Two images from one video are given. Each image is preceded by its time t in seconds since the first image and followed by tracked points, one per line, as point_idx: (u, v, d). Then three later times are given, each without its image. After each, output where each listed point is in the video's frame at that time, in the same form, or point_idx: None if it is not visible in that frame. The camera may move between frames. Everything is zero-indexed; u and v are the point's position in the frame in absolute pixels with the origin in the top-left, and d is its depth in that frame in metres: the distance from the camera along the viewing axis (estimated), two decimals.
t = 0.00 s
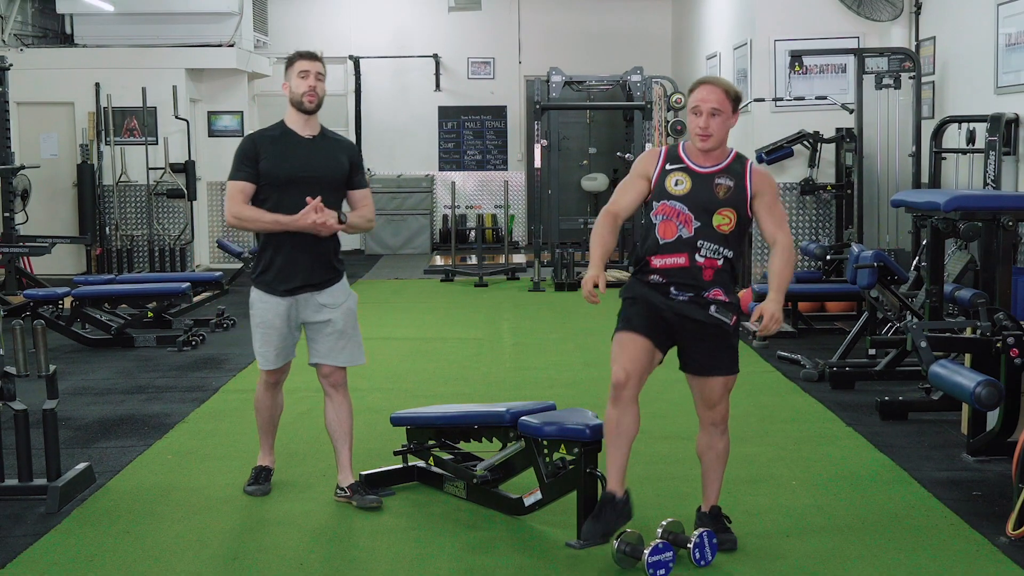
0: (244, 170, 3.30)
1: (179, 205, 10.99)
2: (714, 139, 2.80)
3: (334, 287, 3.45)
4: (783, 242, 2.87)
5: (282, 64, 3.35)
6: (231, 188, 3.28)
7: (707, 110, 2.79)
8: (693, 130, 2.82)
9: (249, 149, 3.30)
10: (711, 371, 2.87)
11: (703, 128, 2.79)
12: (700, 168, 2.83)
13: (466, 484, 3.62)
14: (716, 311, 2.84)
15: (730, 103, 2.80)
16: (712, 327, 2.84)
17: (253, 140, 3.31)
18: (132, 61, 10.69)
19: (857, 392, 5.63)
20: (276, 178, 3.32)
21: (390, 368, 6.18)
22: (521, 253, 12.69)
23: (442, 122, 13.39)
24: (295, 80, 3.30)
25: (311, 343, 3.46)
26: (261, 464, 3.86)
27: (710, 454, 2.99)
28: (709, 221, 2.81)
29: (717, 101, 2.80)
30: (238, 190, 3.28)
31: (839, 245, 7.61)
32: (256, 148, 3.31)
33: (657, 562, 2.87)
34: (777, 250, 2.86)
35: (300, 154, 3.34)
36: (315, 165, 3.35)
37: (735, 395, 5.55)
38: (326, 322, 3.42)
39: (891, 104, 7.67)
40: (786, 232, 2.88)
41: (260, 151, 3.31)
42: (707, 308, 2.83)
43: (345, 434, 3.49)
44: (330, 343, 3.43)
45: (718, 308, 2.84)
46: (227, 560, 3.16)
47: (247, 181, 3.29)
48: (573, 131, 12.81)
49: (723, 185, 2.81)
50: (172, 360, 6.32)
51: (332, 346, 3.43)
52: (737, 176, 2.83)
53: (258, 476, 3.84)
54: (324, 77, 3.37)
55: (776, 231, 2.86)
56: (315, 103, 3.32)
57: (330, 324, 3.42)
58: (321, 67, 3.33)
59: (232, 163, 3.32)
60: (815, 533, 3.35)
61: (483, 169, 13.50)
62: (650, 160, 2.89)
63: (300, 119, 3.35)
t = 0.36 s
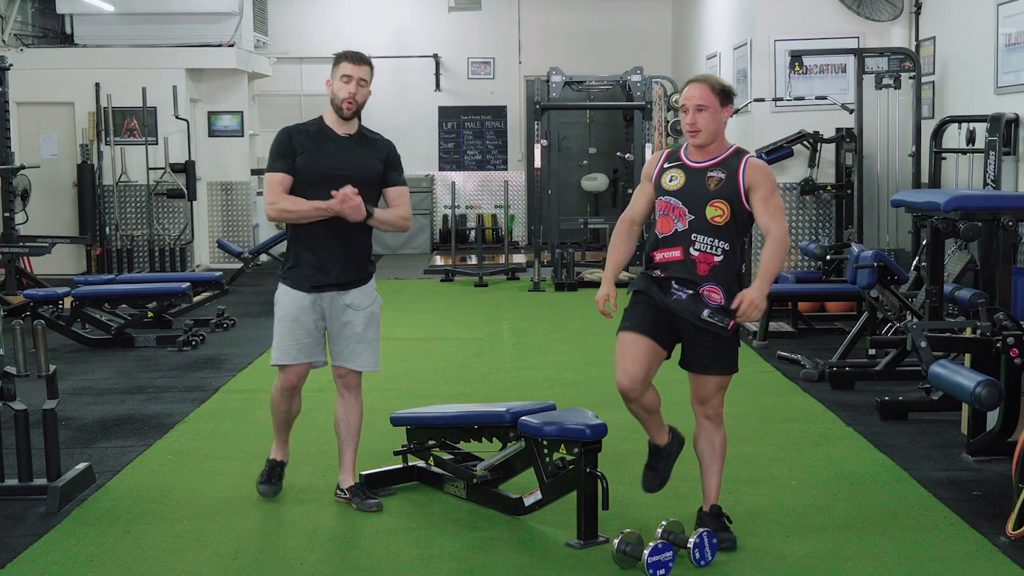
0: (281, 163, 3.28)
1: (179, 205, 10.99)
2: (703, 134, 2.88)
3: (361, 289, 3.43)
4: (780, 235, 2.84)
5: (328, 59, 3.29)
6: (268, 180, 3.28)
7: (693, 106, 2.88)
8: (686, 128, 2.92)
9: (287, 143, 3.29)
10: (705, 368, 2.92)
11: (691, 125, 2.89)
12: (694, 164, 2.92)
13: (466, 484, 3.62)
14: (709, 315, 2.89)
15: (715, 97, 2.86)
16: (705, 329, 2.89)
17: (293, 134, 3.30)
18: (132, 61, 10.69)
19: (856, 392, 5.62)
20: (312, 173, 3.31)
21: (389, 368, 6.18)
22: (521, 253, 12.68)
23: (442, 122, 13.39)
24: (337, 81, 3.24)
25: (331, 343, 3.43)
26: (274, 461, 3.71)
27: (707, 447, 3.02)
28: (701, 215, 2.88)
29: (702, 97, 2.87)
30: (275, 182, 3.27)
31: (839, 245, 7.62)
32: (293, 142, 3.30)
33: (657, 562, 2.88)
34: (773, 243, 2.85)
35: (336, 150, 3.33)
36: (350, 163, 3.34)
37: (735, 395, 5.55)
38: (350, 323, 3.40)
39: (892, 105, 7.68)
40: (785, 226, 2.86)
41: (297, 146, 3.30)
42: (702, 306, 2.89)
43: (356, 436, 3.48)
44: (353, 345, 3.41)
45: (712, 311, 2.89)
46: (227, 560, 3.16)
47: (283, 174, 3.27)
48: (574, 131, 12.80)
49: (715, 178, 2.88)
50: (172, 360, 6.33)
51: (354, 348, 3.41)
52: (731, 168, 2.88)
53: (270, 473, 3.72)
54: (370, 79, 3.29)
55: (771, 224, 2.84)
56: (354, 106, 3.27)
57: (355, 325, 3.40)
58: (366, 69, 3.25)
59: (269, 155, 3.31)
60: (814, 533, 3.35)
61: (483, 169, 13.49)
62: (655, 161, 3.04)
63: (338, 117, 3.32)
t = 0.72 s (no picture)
0: (300, 164, 3.25)
1: (180, 205, 10.99)
2: (659, 147, 3.05)
3: (373, 291, 3.43)
4: (744, 231, 3.02)
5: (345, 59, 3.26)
6: (283, 181, 3.24)
7: (646, 122, 3.03)
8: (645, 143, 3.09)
9: (305, 142, 3.25)
10: (686, 365, 3.11)
11: (648, 140, 3.06)
12: (657, 171, 3.12)
13: (466, 484, 3.62)
14: (679, 318, 3.09)
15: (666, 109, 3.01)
16: (680, 332, 3.11)
17: (310, 133, 3.27)
18: (132, 61, 10.69)
19: (856, 392, 5.62)
20: (329, 173, 3.29)
21: (389, 368, 6.19)
22: (521, 253, 12.69)
23: (442, 122, 13.40)
24: (356, 82, 3.23)
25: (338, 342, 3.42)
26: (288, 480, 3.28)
27: (700, 444, 3.12)
28: (665, 220, 3.09)
29: (655, 112, 3.02)
30: (291, 183, 3.24)
31: (839, 245, 7.63)
32: (311, 142, 3.26)
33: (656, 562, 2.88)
34: (737, 240, 3.03)
35: (352, 151, 3.31)
36: (365, 163, 3.33)
37: (734, 395, 5.54)
38: (360, 324, 3.40)
39: (892, 105, 7.68)
40: (749, 222, 3.03)
41: (315, 146, 3.27)
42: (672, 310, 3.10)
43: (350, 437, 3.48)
44: (362, 347, 3.41)
45: (682, 314, 3.09)
46: (227, 561, 3.16)
47: (301, 175, 3.24)
48: (574, 131, 12.80)
49: (675, 182, 3.07)
50: (172, 360, 6.33)
51: (362, 350, 3.41)
52: (690, 172, 3.06)
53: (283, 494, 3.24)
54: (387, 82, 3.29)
55: (735, 222, 3.02)
56: (372, 109, 3.26)
57: (364, 327, 3.40)
58: (386, 72, 3.24)
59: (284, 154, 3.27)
60: (815, 533, 3.36)
61: (483, 169, 13.50)
62: (623, 170, 3.25)
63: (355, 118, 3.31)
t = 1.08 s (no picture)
0: (302, 169, 3.22)
1: (180, 205, 10.99)
2: (632, 150, 3.22)
3: (380, 292, 3.42)
4: (724, 218, 3.25)
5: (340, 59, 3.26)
6: (285, 187, 3.21)
7: (617, 130, 3.17)
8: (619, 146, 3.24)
9: (305, 146, 3.23)
10: (679, 353, 3.28)
11: (621, 145, 3.21)
12: (634, 170, 3.27)
13: (466, 484, 3.61)
14: (671, 310, 3.25)
15: (635, 117, 3.15)
16: (673, 323, 3.27)
17: (310, 137, 3.24)
18: (132, 61, 10.69)
19: (855, 392, 5.62)
20: (331, 176, 3.26)
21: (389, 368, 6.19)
22: (521, 253, 12.69)
23: (442, 122, 13.40)
24: (354, 83, 3.22)
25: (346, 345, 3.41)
26: (322, 490, 3.44)
27: (693, 427, 3.36)
28: (649, 215, 3.24)
29: (625, 120, 3.16)
30: (293, 190, 3.22)
31: (839, 245, 7.63)
32: (312, 146, 3.24)
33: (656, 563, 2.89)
34: (718, 228, 3.25)
35: (353, 153, 3.29)
36: (367, 164, 3.31)
37: (734, 394, 5.55)
38: (368, 327, 3.39)
39: (891, 105, 7.68)
40: (726, 209, 3.25)
41: (317, 149, 3.25)
42: (662, 304, 3.25)
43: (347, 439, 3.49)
44: (370, 350, 3.42)
45: (672, 306, 3.25)
46: (226, 561, 3.16)
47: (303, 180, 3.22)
48: (574, 131, 12.80)
49: (654, 178, 3.24)
50: (172, 359, 6.33)
51: (368, 354, 3.41)
52: (667, 167, 3.24)
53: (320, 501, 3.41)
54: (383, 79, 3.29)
55: (715, 210, 3.24)
56: (372, 107, 3.25)
57: (371, 329, 3.40)
58: (381, 69, 3.24)
59: (283, 160, 3.24)
60: (814, 532, 3.36)
61: (483, 169, 13.51)
62: (597, 171, 3.37)
63: (354, 119, 3.29)
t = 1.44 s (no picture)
0: (290, 174, 3.21)
1: (179, 205, 10.99)
2: (645, 152, 3.25)
3: (379, 294, 3.41)
4: (733, 222, 3.25)
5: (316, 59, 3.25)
6: (273, 196, 3.20)
7: (631, 132, 3.20)
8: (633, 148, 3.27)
9: (292, 150, 3.21)
10: (689, 353, 3.32)
11: (636, 146, 3.24)
12: (647, 169, 3.30)
13: (466, 484, 3.61)
14: (678, 311, 3.28)
15: (649, 122, 3.17)
16: (679, 324, 3.29)
17: (297, 141, 3.23)
18: (132, 61, 10.69)
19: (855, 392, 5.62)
20: (323, 177, 3.25)
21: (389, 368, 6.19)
22: (521, 253, 12.70)
23: (442, 122, 13.40)
24: (333, 80, 3.22)
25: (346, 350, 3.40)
26: (324, 494, 3.44)
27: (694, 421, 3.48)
28: (659, 215, 3.26)
29: (639, 123, 3.18)
30: (282, 195, 3.20)
31: (839, 245, 7.63)
32: (300, 150, 3.22)
33: (655, 564, 2.89)
34: (728, 232, 3.25)
35: (343, 151, 3.27)
36: (358, 162, 3.29)
37: (734, 394, 5.55)
38: (366, 330, 3.39)
39: (892, 105, 7.68)
40: (738, 214, 3.25)
41: (305, 153, 3.23)
42: (670, 304, 3.28)
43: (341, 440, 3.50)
44: (367, 354, 3.41)
45: (680, 307, 3.28)
46: (225, 561, 3.16)
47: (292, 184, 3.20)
48: (574, 131, 12.81)
49: (667, 179, 3.26)
50: (172, 360, 6.33)
51: (366, 357, 3.40)
52: (681, 169, 3.26)
53: (321, 504, 3.42)
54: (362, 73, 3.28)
55: (726, 214, 3.24)
56: (354, 102, 3.24)
57: (368, 333, 3.39)
58: (358, 63, 3.23)
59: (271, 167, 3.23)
60: (814, 532, 3.36)
61: (483, 169, 13.51)
62: (613, 169, 3.41)
63: (340, 117, 3.28)
